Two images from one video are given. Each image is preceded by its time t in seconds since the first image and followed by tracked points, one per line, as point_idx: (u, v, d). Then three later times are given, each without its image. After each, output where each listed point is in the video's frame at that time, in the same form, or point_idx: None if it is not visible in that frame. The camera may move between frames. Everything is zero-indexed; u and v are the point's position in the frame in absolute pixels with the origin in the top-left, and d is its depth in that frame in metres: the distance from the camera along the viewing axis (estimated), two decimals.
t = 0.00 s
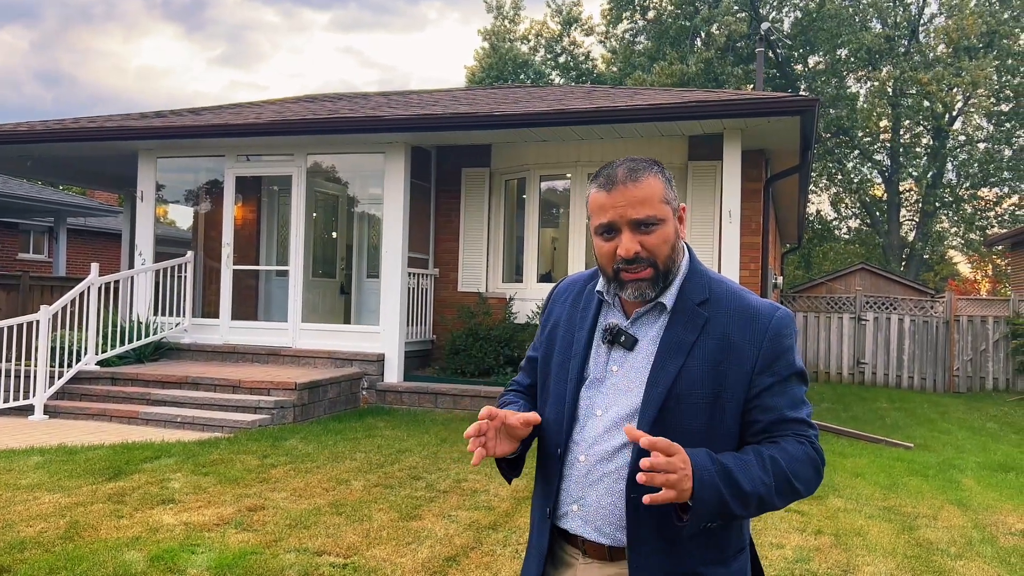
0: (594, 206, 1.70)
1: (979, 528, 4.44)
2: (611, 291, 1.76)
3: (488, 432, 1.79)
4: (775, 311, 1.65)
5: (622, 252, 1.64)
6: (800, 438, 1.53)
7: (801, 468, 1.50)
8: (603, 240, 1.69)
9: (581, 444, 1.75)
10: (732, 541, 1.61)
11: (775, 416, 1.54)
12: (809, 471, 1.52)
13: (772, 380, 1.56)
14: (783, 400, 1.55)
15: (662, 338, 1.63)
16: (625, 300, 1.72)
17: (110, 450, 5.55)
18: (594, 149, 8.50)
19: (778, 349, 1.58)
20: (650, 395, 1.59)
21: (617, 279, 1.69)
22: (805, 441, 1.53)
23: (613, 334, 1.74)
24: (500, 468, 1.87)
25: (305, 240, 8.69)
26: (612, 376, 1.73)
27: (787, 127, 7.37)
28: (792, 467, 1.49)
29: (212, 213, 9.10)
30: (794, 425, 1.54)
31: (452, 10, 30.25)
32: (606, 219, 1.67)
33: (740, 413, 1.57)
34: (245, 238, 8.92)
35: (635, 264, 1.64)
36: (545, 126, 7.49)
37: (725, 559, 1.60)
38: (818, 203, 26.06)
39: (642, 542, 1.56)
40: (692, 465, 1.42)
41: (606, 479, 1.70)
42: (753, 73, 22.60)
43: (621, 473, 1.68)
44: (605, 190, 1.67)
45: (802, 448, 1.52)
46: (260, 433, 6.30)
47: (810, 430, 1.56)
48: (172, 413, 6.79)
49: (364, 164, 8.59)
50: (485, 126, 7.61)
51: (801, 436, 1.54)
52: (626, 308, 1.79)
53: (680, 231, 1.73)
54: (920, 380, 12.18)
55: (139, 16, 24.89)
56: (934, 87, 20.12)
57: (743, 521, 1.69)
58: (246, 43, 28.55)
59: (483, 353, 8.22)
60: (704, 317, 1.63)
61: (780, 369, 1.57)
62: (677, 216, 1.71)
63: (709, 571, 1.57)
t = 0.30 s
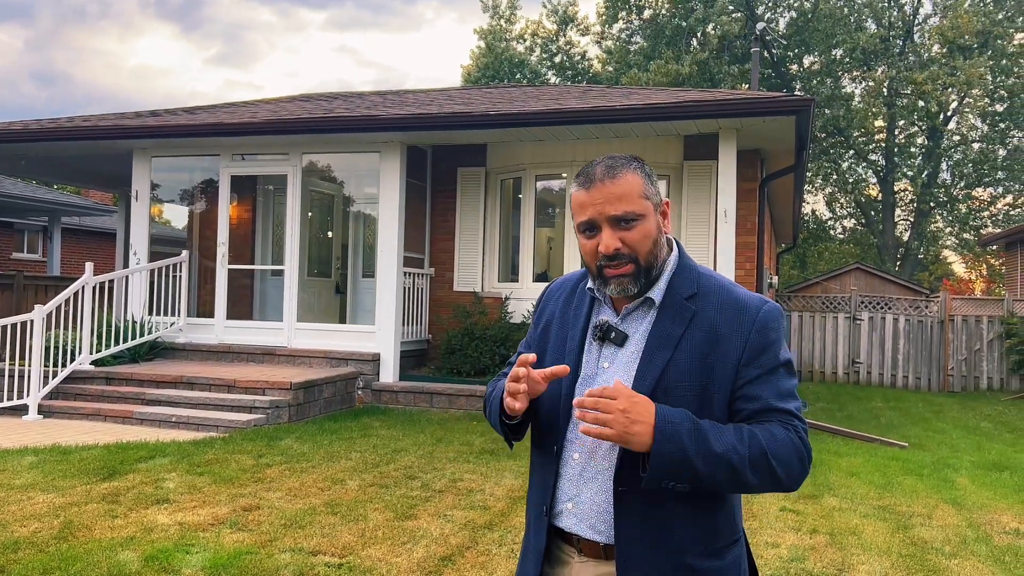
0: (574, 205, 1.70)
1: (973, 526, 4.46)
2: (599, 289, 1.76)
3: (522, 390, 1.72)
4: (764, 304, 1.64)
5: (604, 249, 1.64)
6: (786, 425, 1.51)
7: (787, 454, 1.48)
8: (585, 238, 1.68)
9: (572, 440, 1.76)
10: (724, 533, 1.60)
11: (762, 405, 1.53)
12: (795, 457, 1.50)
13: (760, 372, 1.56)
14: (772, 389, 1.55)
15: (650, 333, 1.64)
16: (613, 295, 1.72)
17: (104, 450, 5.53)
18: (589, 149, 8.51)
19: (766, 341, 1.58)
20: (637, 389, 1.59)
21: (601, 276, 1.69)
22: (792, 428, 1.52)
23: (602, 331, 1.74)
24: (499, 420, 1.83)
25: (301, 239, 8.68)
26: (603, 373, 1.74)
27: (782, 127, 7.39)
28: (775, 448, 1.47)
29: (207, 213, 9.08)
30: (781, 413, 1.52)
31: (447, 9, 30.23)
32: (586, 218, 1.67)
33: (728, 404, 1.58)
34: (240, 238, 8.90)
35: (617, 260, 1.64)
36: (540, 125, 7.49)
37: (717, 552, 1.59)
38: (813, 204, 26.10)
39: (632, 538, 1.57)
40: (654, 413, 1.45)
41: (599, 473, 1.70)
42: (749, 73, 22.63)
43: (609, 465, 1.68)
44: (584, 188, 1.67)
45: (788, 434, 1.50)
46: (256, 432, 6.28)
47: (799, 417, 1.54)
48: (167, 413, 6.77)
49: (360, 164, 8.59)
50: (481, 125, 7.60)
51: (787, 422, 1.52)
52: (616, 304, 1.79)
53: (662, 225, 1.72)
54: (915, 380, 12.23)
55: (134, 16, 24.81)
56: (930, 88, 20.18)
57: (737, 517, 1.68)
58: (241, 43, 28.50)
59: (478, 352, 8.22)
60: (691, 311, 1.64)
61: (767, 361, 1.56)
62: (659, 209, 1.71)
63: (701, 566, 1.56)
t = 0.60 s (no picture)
0: (576, 211, 1.69)
1: (969, 526, 4.47)
2: (598, 289, 1.76)
3: (436, 357, 1.86)
4: (758, 304, 1.65)
5: (610, 253, 1.63)
6: (786, 423, 1.50)
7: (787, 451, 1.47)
8: (590, 244, 1.67)
9: (566, 438, 1.76)
10: (719, 532, 1.60)
11: (758, 403, 1.52)
12: (796, 453, 1.49)
13: (755, 371, 1.55)
14: (768, 388, 1.54)
15: (646, 334, 1.64)
16: (612, 296, 1.72)
17: (100, 450, 5.52)
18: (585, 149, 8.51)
19: (760, 340, 1.58)
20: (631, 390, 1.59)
21: (607, 279, 1.68)
22: (790, 427, 1.51)
23: (598, 330, 1.74)
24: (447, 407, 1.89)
25: (297, 239, 8.67)
26: (597, 372, 1.74)
27: (777, 126, 7.40)
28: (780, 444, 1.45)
29: (203, 213, 9.06)
30: (778, 411, 1.52)
31: (443, 9, 30.19)
32: (591, 222, 1.65)
33: (724, 402, 1.57)
34: (236, 238, 8.89)
35: (621, 263, 1.64)
36: (537, 125, 7.48)
37: (710, 553, 1.58)
38: (809, 203, 26.12)
39: (623, 539, 1.58)
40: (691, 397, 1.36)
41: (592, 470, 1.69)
42: (745, 73, 22.67)
43: (602, 462, 1.67)
44: (587, 193, 1.66)
45: (789, 432, 1.49)
46: (251, 432, 6.27)
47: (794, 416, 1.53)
48: (162, 413, 6.76)
49: (356, 164, 8.58)
50: (477, 124, 7.60)
51: (786, 420, 1.51)
52: (612, 304, 1.79)
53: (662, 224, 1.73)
54: (910, 379, 12.26)
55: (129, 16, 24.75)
56: (925, 88, 20.23)
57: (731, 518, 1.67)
58: (237, 42, 28.46)
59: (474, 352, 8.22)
60: (686, 310, 1.64)
61: (762, 359, 1.56)
62: (660, 211, 1.71)
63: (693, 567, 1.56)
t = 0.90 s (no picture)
0: (579, 208, 1.69)
1: (965, 525, 4.48)
2: (593, 292, 1.76)
3: (431, 434, 1.84)
4: (756, 315, 1.64)
5: (606, 256, 1.64)
6: (779, 450, 1.51)
7: (780, 475, 1.48)
8: (588, 244, 1.68)
9: (558, 444, 1.75)
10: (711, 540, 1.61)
11: (753, 421, 1.52)
12: (787, 479, 1.50)
13: (749, 384, 1.55)
14: (763, 403, 1.54)
15: (641, 341, 1.63)
16: (607, 300, 1.72)
17: (95, 451, 5.50)
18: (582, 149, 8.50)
19: (757, 352, 1.57)
20: (625, 397, 1.60)
21: (600, 281, 1.69)
22: (784, 451, 1.51)
23: (593, 334, 1.74)
24: (462, 467, 1.91)
25: (293, 239, 8.65)
26: (591, 376, 1.73)
27: (773, 126, 7.40)
28: (772, 475, 1.46)
29: (199, 213, 9.03)
30: (772, 431, 1.52)
31: (440, 9, 30.16)
32: (591, 223, 1.66)
33: (718, 415, 1.57)
34: (231, 238, 8.86)
35: (617, 269, 1.64)
36: (534, 124, 7.48)
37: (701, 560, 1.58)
38: (806, 203, 26.14)
39: (614, 545, 1.59)
40: (695, 491, 1.36)
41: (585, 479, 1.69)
42: (741, 73, 22.72)
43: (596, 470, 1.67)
44: (591, 192, 1.66)
45: (782, 459, 1.49)
46: (247, 433, 6.26)
47: (787, 436, 1.54)
48: (158, 413, 6.74)
49: (352, 163, 8.57)
50: (474, 124, 7.59)
51: (779, 444, 1.52)
52: (608, 308, 1.79)
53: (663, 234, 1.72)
54: (906, 379, 12.28)
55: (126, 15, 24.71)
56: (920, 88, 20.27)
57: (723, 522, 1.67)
58: (234, 42, 28.42)
59: (471, 353, 8.21)
60: (683, 318, 1.64)
61: (758, 372, 1.56)
62: (662, 219, 1.70)
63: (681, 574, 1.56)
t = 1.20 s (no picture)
0: (573, 203, 1.69)
1: (960, 524, 4.48)
2: (588, 288, 1.75)
3: (429, 428, 1.82)
4: (749, 310, 1.64)
5: (600, 250, 1.64)
6: (775, 445, 1.51)
7: (777, 469, 1.49)
8: (581, 238, 1.67)
9: (555, 444, 1.74)
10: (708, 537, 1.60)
11: (750, 416, 1.53)
12: (784, 472, 1.51)
13: (744, 380, 1.55)
14: (758, 398, 1.54)
15: (637, 337, 1.63)
16: (601, 296, 1.71)
17: (91, 451, 5.49)
18: (578, 148, 8.50)
19: (751, 348, 1.58)
20: (620, 394, 1.59)
21: (594, 276, 1.68)
22: (780, 445, 1.52)
23: (588, 333, 1.73)
24: (455, 463, 1.90)
25: (289, 238, 8.64)
26: (586, 374, 1.72)
27: (770, 126, 7.42)
28: (768, 467, 1.47)
29: (195, 213, 9.02)
30: (767, 426, 1.53)
31: (438, 8, 30.15)
32: (585, 216, 1.65)
33: (714, 412, 1.57)
34: (228, 238, 8.84)
35: (611, 262, 1.64)
36: (530, 124, 7.48)
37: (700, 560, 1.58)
38: (803, 203, 26.14)
39: (613, 544, 1.58)
40: (694, 480, 1.36)
41: (582, 478, 1.68)
42: (738, 72, 22.73)
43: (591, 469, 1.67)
44: (585, 185, 1.66)
45: (779, 453, 1.50)
46: (243, 433, 6.25)
47: (781, 430, 1.54)
48: (153, 413, 6.73)
49: (349, 163, 8.56)
50: (470, 124, 7.58)
51: (775, 439, 1.52)
52: (602, 306, 1.78)
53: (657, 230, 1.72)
54: (902, 378, 12.31)
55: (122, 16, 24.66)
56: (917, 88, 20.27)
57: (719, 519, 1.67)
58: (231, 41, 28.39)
59: (468, 352, 8.21)
60: (678, 315, 1.63)
61: (753, 367, 1.56)
62: (656, 215, 1.70)
63: (678, 571, 1.55)
